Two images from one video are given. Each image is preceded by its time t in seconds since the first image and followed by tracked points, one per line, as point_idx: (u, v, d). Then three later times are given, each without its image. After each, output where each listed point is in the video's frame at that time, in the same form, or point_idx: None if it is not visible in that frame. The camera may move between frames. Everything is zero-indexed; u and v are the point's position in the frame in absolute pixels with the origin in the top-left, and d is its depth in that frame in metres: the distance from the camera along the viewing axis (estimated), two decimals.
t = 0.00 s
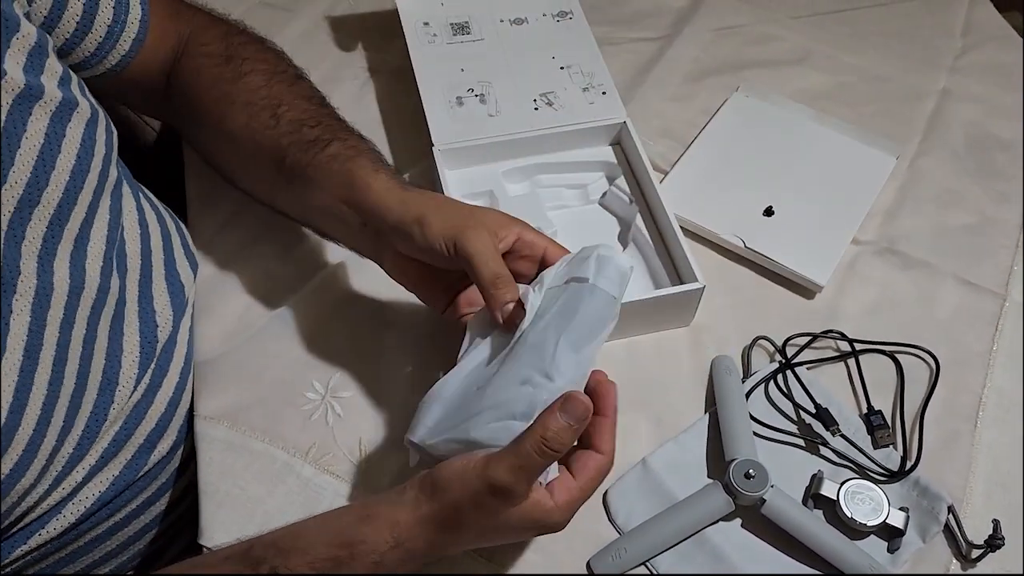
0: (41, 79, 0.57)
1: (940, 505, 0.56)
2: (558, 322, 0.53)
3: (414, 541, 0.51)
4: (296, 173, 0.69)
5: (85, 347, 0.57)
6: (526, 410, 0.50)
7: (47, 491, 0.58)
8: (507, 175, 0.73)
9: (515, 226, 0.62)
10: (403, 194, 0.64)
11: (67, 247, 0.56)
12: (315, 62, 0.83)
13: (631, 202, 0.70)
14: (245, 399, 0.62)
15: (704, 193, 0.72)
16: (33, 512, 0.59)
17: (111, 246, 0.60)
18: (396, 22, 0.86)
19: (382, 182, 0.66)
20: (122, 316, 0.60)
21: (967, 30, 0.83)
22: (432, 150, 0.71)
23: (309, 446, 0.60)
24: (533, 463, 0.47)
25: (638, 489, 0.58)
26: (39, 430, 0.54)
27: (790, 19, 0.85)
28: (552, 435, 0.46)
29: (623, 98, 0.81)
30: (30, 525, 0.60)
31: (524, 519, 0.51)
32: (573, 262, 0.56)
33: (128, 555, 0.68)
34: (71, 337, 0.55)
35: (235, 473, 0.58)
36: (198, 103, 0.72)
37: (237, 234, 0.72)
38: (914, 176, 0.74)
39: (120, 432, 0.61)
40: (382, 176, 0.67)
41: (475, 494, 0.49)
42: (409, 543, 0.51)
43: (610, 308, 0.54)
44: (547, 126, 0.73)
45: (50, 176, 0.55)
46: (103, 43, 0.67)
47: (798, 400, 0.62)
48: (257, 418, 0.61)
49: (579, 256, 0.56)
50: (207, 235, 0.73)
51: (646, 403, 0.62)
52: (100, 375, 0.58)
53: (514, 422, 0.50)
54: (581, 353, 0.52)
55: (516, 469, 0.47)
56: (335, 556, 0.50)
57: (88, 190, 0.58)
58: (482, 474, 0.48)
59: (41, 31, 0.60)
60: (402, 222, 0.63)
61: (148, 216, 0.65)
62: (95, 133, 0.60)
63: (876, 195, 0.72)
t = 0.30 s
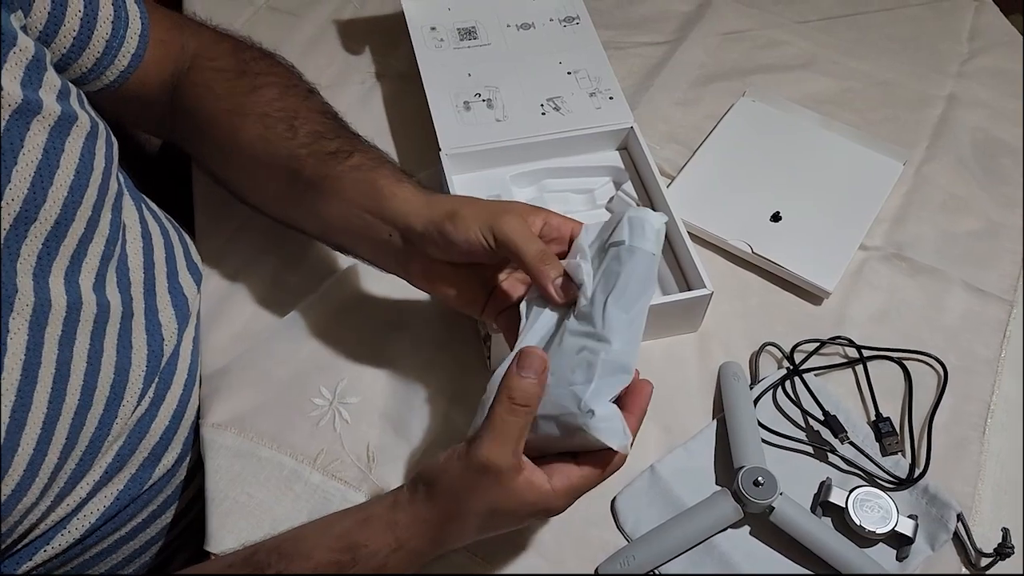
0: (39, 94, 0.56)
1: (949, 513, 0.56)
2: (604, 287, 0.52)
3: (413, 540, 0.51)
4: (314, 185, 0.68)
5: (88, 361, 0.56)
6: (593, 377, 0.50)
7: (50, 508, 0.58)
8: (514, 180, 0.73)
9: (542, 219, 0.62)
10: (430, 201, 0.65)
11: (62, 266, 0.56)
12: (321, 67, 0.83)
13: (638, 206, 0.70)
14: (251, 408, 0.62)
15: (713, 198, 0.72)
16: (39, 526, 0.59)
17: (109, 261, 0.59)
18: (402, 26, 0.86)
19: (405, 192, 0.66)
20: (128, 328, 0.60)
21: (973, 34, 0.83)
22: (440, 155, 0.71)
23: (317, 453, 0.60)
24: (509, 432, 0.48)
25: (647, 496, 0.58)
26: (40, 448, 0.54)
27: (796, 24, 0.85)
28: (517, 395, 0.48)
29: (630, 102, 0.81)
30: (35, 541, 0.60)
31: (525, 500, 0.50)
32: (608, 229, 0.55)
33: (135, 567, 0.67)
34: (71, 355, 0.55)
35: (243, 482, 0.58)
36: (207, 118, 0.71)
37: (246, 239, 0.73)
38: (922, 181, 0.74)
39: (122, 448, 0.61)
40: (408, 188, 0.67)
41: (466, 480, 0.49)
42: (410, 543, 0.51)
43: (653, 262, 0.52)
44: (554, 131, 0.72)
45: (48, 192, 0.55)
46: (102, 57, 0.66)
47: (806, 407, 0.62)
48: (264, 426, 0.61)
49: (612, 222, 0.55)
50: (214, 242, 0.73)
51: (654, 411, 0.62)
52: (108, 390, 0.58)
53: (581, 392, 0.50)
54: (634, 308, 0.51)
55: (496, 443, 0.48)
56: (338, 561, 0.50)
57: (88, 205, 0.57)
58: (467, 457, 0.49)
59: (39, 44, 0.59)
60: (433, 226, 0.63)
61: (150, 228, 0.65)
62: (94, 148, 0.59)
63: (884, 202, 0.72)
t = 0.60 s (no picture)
0: (46, 86, 0.56)
1: (958, 514, 0.56)
2: (568, 289, 0.53)
3: (434, 541, 0.51)
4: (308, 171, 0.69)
5: (97, 355, 0.56)
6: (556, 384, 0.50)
7: (58, 504, 0.58)
8: (521, 177, 0.73)
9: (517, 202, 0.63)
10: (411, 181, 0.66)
11: (79, 256, 0.56)
12: (327, 64, 0.83)
13: (646, 206, 0.70)
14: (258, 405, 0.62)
15: (719, 197, 0.72)
16: (46, 524, 0.59)
17: (120, 254, 0.59)
18: (407, 24, 0.86)
19: (388, 170, 0.67)
20: (133, 324, 0.59)
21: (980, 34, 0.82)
22: (448, 153, 0.71)
23: (324, 451, 0.60)
24: (512, 416, 0.49)
25: (654, 496, 0.58)
26: (48, 443, 0.54)
27: (802, 24, 0.85)
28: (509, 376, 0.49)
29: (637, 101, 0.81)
30: (42, 538, 0.60)
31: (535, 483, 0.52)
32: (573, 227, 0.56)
33: (142, 565, 0.67)
34: (82, 348, 0.55)
35: (248, 481, 0.58)
36: (210, 106, 0.72)
37: (253, 234, 0.72)
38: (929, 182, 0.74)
39: (130, 444, 0.61)
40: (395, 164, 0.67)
41: (476, 472, 0.50)
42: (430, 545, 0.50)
43: (619, 265, 0.53)
44: (561, 129, 0.72)
45: (58, 183, 0.55)
46: (110, 40, 0.66)
47: (814, 408, 0.62)
48: (271, 424, 0.61)
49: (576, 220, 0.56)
50: (220, 238, 0.72)
51: (662, 411, 0.62)
52: (114, 381, 0.58)
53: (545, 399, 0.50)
54: (598, 313, 0.52)
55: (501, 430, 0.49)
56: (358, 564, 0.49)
57: (97, 196, 0.57)
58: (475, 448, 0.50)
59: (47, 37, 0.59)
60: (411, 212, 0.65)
61: (160, 224, 0.65)
62: (102, 139, 0.59)
63: (891, 202, 0.72)
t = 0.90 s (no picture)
0: (55, 77, 0.56)
1: (961, 516, 0.56)
2: (567, 260, 0.52)
3: (435, 520, 0.52)
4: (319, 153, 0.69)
5: (104, 345, 0.56)
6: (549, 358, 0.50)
7: (64, 495, 0.58)
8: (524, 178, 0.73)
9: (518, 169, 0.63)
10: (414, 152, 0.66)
11: (88, 244, 0.56)
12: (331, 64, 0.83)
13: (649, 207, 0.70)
14: (263, 403, 0.62)
15: (723, 198, 0.72)
16: (53, 515, 0.59)
17: (128, 246, 0.60)
18: (412, 24, 0.86)
19: (391, 141, 0.67)
20: (140, 315, 0.60)
21: (984, 37, 0.82)
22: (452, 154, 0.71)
23: (329, 451, 0.60)
24: (493, 390, 0.50)
25: (657, 497, 0.58)
26: (56, 430, 0.54)
27: (806, 25, 0.85)
28: (483, 355, 0.50)
29: (641, 102, 0.81)
30: (48, 530, 0.60)
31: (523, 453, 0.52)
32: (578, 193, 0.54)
33: (146, 562, 0.67)
34: (89, 336, 0.55)
35: (253, 479, 0.58)
36: (220, 97, 0.72)
37: (257, 232, 0.72)
38: (932, 184, 0.74)
39: (136, 439, 0.60)
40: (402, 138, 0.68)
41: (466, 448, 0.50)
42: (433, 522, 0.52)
43: (621, 238, 0.52)
44: (565, 131, 0.72)
45: (67, 173, 0.55)
46: (120, 33, 0.66)
47: (817, 410, 0.62)
48: (276, 423, 0.61)
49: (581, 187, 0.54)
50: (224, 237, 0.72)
51: (665, 411, 0.62)
52: (120, 375, 0.58)
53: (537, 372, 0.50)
54: (596, 286, 0.50)
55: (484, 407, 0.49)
56: (361, 547, 0.51)
57: (105, 188, 0.58)
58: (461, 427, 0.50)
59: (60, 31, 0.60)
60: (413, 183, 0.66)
61: (165, 218, 0.65)
62: (111, 132, 0.59)
63: (895, 204, 0.72)
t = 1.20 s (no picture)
0: (49, 72, 0.56)
1: (961, 519, 0.56)
2: (623, 316, 0.49)
3: (438, 539, 0.52)
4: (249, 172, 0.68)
5: (99, 341, 0.56)
6: (586, 415, 0.50)
7: (60, 492, 0.58)
8: (524, 179, 0.73)
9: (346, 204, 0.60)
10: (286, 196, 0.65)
11: (89, 239, 0.56)
12: (331, 64, 0.82)
13: (649, 208, 0.70)
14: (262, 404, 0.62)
15: (723, 199, 0.72)
16: (49, 513, 0.59)
17: (127, 241, 0.59)
18: (411, 24, 0.86)
19: (271, 197, 0.66)
20: (135, 314, 0.60)
21: (985, 37, 0.82)
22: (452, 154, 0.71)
23: (327, 452, 0.60)
24: (516, 428, 0.50)
25: (656, 499, 0.58)
26: (54, 425, 0.54)
27: (807, 25, 0.85)
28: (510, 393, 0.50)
29: (641, 102, 0.80)
30: (45, 528, 0.60)
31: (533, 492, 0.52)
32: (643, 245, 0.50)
33: (143, 561, 0.67)
34: (87, 332, 0.55)
35: (252, 480, 0.58)
36: (186, 106, 0.70)
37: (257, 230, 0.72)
38: (932, 185, 0.74)
39: (132, 438, 0.61)
40: (291, 177, 0.66)
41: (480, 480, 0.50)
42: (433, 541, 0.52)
43: (683, 309, 0.48)
44: (566, 131, 0.72)
45: (66, 167, 0.55)
46: (108, 24, 0.65)
47: (817, 411, 0.62)
48: (275, 424, 0.61)
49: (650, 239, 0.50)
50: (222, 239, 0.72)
51: (665, 413, 0.62)
52: (112, 372, 0.58)
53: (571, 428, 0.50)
54: (649, 354, 0.48)
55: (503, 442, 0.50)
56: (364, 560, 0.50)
57: (104, 184, 0.58)
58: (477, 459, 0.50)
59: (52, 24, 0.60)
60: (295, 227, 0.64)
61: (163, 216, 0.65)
62: (109, 127, 0.59)
63: (895, 205, 0.72)
